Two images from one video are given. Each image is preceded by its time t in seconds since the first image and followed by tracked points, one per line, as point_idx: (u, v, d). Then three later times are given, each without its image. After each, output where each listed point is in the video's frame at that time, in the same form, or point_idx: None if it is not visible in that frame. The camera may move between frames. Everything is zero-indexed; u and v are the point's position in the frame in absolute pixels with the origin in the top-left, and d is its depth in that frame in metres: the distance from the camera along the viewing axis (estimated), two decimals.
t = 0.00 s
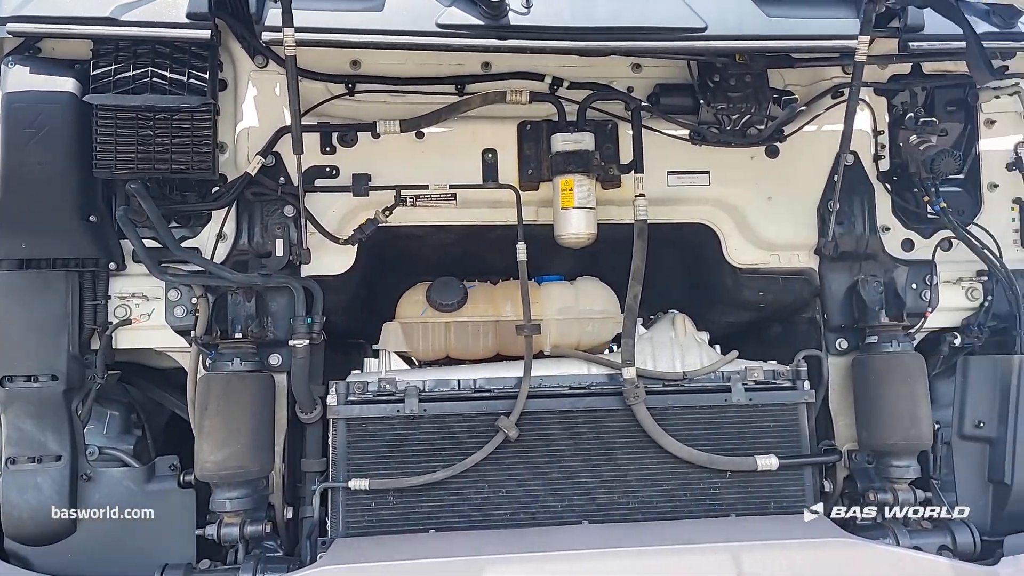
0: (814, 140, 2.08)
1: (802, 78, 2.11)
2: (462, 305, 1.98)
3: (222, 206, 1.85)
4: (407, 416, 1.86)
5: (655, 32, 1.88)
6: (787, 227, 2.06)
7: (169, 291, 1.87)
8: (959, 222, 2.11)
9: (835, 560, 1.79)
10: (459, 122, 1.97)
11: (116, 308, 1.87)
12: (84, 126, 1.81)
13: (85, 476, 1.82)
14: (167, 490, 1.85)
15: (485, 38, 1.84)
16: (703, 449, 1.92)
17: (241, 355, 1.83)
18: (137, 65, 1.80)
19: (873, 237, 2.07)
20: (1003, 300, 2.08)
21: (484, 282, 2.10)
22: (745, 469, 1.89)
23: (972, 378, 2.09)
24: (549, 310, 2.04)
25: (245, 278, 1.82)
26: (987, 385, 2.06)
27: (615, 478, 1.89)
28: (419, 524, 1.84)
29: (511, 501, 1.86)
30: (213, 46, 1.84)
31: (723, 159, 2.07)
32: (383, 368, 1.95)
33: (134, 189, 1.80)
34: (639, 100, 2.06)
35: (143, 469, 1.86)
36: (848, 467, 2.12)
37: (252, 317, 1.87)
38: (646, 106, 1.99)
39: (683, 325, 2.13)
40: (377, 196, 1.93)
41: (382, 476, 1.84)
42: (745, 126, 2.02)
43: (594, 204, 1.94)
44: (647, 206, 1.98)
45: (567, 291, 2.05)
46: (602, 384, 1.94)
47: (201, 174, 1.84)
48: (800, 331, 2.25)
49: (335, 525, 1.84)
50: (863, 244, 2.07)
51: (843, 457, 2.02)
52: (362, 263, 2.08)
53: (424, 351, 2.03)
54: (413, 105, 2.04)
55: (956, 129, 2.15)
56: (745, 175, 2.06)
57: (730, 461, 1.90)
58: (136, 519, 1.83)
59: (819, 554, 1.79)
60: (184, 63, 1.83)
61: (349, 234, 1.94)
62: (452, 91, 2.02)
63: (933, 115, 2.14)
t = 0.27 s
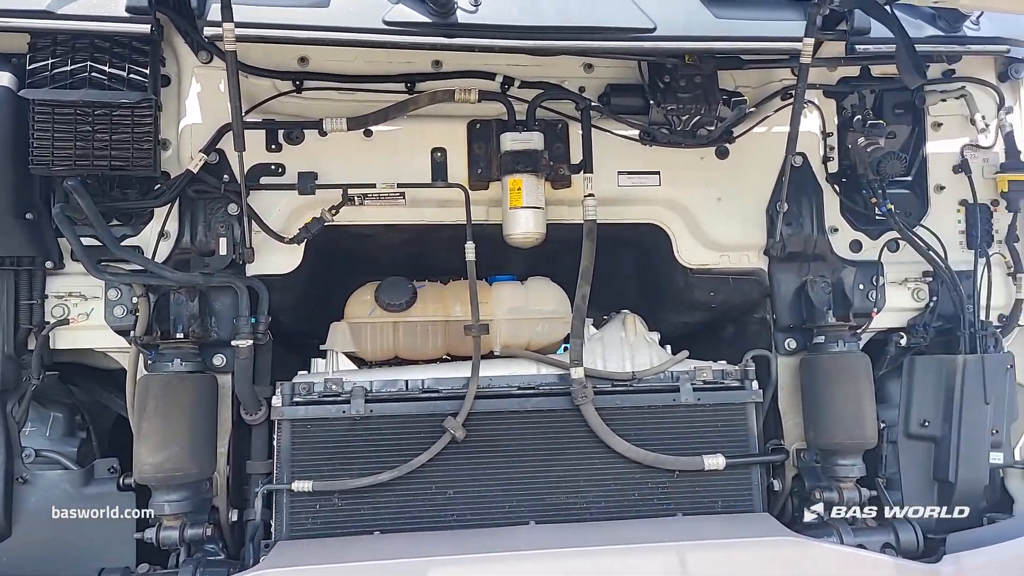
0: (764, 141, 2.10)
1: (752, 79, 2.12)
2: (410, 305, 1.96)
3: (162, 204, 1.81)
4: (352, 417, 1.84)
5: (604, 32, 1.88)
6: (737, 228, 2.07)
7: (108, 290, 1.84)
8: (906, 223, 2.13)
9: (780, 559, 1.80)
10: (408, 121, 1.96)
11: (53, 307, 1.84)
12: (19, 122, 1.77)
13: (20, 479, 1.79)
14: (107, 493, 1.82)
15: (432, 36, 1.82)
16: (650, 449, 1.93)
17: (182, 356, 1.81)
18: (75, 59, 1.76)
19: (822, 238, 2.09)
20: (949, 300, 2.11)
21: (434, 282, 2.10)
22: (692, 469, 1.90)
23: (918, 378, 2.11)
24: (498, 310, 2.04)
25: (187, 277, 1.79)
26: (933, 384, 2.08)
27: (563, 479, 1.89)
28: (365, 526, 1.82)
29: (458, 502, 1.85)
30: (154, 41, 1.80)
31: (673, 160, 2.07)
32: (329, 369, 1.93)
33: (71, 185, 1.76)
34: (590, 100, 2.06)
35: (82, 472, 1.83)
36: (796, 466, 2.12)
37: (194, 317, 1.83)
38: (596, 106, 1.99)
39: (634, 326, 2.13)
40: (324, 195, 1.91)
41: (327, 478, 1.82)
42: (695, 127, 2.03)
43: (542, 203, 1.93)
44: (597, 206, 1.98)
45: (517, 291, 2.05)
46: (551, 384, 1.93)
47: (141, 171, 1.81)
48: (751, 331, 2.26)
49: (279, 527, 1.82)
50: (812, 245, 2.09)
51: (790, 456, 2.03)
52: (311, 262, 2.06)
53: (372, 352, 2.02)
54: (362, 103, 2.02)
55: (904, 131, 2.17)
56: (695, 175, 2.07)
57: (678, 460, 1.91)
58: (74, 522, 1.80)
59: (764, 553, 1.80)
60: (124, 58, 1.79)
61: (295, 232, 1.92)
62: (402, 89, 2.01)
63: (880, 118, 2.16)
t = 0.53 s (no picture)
0: (715, 142, 2.10)
1: (704, 80, 2.14)
2: (357, 304, 1.95)
3: (101, 200, 1.77)
4: (296, 418, 1.82)
5: (553, 31, 1.87)
6: (687, 228, 2.08)
7: (43, 289, 1.78)
8: (855, 224, 2.15)
9: (725, 558, 1.80)
10: (356, 118, 1.93)
11: None
12: None
13: None
14: (43, 496, 1.78)
15: (378, 33, 1.80)
16: (598, 449, 1.93)
17: (119, 356, 1.77)
18: (8, 52, 1.70)
19: (771, 239, 2.10)
20: (895, 301, 2.14)
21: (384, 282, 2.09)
22: (639, 469, 1.90)
23: (865, 377, 2.13)
24: (447, 309, 2.04)
25: (125, 276, 1.75)
26: (879, 383, 2.10)
27: (512, 480, 1.88)
28: (309, 528, 1.80)
29: (405, 504, 1.83)
30: (93, 34, 1.76)
31: (624, 160, 2.07)
32: (275, 369, 1.90)
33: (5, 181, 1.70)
34: (541, 99, 2.05)
35: (16, 475, 1.78)
36: (746, 465, 2.13)
37: (133, 316, 1.79)
38: (546, 105, 1.98)
39: (585, 326, 2.13)
40: (269, 193, 1.89)
41: (270, 480, 1.80)
42: (646, 127, 2.03)
43: (491, 203, 1.92)
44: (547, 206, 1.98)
45: (466, 291, 2.05)
46: (500, 385, 1.92)
47: (79, 167, 1.76)
48: (703, 331, 2.27)
49: (221, 530, 1.79)
50: (761, 246, 2.10)
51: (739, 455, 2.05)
52: (258, 261, 2.03)
53: (320, 352, 2.01)
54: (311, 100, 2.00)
55: (853, 133, 2.19)
56: (646, 176, 2.07)
57: (626, 461, 1.91)
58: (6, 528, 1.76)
59: (710, 552, 1.80)
60: (61, 51, 1.75)
61: (239, 231, 1.89)
62: (351, 86, 1.98)
63: (831, 119, 2.18)
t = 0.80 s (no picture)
0: (670, 142, 2.11)
1: (660, 79, 2.15)
2: (308, 303, 1.92)
3: (41, 194, 1.71)
4: (243, 419, 1.78)
5: (507, 28, 1.86)
6: (642, 227, 2.08)
7: None
8: (809, 225, 2.17)
9: (675, 557, 1.80)
10: (307, 114, 1.91)
11: None
12: None
13: None
14: None
15: (328, 27, 1.77)
16: (551, 449, 1.92)
17: (59, 355, 1.73)
18: None
19: (725, 239, 2.11)
20: (848, 301, 2.16)
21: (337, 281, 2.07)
22: (592, 468, 1.89)
23: (818, 377, 2.13)
24: (400, 308, 2.04)
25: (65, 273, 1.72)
26: (832, 382, 2.12)
27: (464, 480, 1.87)
28: (256, 530, 1.77)
29: (354, 504, 1.81)
30: (33, 24, 1.72)
31: (580, 159, 2.07)
32: (222, 369, 1.87)
33: None
34: (496, 97, 2.04)
35: None
36: (701, 464, 2.12)
37: (75, 315, 1.74)
38: (501, 103, 1.97)
39: (540, 325, 2.13)
40: (217, 189, 1.85)
41: (216, 481, 1.76)
42: (601, 126, 2.02)
43: (443, 201, 1.90)
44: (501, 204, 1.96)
45: (419, 290, 2.05)
46: (452, 384, 1.90)
47: (18, 161, 1.71)
48: (660, 330, 2.28)
49: (165, 533, 1.76)
50: (716, 246, 2.11)
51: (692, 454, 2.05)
52: (208, 258, 2.00)
53: (271, 351, 1.99)
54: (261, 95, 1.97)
55: (808, 134, 2.20)
56: (602, 175, 2.07)
57: (579, 460, 1.90)
58: None
59: (661, 551, 1.80)
60: None
61: (185, 227, 1.86)
62: (302, 82, 1.95)
63: (786, 120, 2.20)
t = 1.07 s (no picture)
0: (640, 142, 2.11)
1: (631, 80, 2.15)
2: (275, 302, 1.91)
3: None
4: (207, 419, 1.76)
5: (476, 27, 1.86)
6: (612, 227, 2.08)
7: None
8: (778, 225, 2.18)
9: (644, 556, 1.80)
10: (274, 111, 1.89)
11: None
12: None
13: None
14: None
15: (295, 24, 1.76)
16: (520, 448, 1.91)
17: (18, 354, 1.69)
18: None
19: (696, 239, 2.12)
20: (816, 301, 2.17)
21: (305, 279, 2.06)
22: (561, 468, 1.89)
23: (787, 377, 2.14)
24: (368, 307, 2.03)
25: (23, 270, 1.69)
26: (801, 382, 2.12)
27: (431, 480, 1.85)
28: (220, 530, 1.75)
29: (320, 505, 1.79)
30: None
31: (550, 158, 2.07)
32: (186, 368, 1.85)
33: None
34: (466, 96, 2.03)
35: None
36: (671, 463, 2.14)
37: (34, 313, 1.71)
38: (470, 102, 1.96)
39: (510, 325, 2.13)
40: (181, 186, 1.84)
41: (179, 482, 1.74)
42: (572, 126, 2.02)
43: (412, 199, 1.90)
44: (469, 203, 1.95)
45: (388, 290, 2.05)
46: (420, 384, 1.89)
47: None
48: (631, 330, 2.28)
49: (127, 534, 1.73)
50: (686, 246, 2.11)
51: (661, 454, 2.06)
52: (173, 256, 1.97)
53: (237, 350, 1.97)
54: (228, 91, 1.95)
55: (778, 135, 2.21)
56: (572, 174, 2.07)
57: (548, 460, 1.90)
58: None
59: (628, 551, 1.80)
60: None
61: (148, 225, 1.83)
62: (270, 78, 1.94)
63: (755, 121, 2.21)
